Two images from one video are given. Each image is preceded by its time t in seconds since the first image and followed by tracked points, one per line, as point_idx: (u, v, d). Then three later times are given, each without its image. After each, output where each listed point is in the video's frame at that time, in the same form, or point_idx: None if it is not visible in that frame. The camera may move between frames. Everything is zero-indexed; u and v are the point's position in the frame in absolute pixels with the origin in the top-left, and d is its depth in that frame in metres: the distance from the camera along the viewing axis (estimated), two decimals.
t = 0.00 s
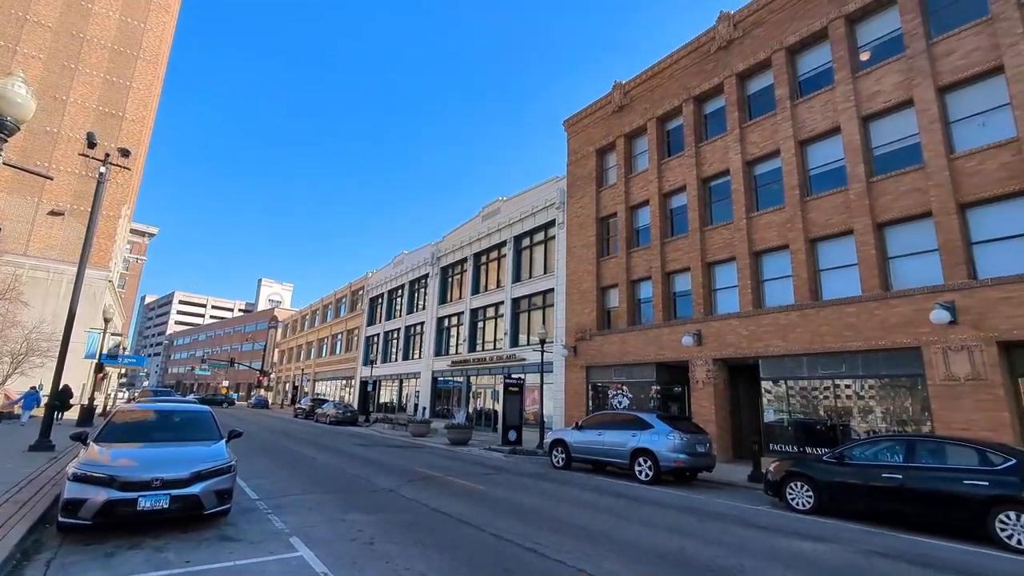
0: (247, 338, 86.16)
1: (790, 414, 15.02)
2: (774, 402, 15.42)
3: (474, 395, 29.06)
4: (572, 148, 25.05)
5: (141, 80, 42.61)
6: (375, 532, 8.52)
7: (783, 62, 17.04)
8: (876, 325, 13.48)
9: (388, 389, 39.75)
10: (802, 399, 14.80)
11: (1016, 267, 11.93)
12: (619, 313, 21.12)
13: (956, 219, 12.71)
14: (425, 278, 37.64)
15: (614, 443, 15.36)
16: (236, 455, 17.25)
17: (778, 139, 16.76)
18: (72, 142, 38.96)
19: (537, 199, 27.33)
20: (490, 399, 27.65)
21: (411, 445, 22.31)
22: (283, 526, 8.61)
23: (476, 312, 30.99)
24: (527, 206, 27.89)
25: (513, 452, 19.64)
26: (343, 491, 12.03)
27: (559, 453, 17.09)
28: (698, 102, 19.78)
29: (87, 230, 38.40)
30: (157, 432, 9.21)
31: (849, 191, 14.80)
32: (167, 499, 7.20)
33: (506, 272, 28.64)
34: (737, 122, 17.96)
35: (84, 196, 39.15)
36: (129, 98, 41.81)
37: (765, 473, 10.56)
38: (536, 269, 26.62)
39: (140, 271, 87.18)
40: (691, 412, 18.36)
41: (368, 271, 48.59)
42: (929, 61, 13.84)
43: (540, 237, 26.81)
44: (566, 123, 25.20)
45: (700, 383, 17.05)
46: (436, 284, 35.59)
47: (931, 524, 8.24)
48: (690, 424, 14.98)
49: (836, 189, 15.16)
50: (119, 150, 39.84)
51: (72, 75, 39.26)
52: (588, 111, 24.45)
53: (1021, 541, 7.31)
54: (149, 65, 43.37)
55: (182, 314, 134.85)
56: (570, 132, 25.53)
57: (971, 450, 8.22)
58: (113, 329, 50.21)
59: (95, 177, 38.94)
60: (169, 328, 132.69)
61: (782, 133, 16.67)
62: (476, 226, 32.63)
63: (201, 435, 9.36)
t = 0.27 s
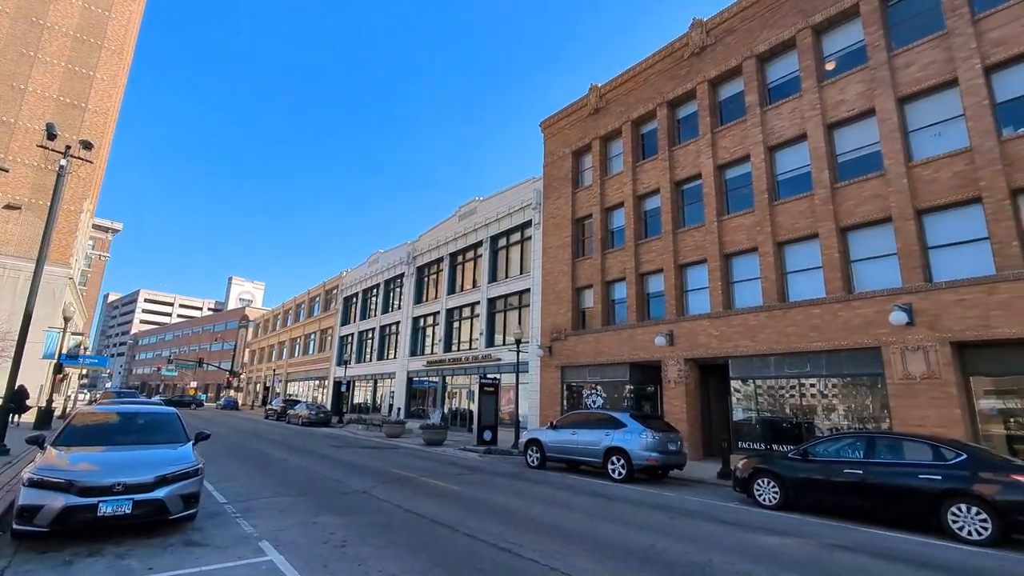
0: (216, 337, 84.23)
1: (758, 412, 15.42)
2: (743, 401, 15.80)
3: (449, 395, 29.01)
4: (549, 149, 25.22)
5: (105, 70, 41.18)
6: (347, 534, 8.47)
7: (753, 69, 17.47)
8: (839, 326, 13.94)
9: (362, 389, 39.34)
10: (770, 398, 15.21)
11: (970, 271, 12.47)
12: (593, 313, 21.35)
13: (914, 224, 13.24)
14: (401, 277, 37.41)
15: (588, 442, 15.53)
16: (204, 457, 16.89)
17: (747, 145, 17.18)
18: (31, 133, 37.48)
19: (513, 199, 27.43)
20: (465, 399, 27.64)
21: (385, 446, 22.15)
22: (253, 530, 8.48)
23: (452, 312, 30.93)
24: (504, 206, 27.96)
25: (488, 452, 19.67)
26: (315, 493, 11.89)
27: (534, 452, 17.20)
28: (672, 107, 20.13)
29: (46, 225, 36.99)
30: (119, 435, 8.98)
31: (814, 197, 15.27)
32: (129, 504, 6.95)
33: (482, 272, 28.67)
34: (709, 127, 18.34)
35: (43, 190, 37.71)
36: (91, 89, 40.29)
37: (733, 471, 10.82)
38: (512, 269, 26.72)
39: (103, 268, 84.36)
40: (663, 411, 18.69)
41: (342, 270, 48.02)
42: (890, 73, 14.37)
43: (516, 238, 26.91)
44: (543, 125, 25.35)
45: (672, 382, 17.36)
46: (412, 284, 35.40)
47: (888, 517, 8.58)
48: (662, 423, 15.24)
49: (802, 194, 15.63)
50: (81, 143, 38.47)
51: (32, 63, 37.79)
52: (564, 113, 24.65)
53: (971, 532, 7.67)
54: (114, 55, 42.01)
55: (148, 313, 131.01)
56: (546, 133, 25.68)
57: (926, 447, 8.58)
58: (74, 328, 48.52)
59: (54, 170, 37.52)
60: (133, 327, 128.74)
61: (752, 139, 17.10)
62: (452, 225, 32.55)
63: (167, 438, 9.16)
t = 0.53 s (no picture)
0: (184, 337, 82.10)
1: (728, 411, 15.77)
2: (713, 400, 16.14)
3: (424, 396, 28.88)
4: (525, 150, 25.34)
5: (66, 59, 39.77)
6: (318, 537, 8.41)
7: (724, 76, 17.86)
8: (805, 327, 14.37)
9: (336, 390, 38.85)
10: (739, 397, 15.58)
11: (926, 275, 12.99)
12: (569, 313, 21.54)
13: (875, 229, 13.73)
14: (376, 276, 37.09)
15: (562, 441, 15.68)
16: (170, 460, 16.49)
17: (719, 150, 17.57)
18: None
19: (490, 199, 27.46)
20: (441, 399, 27.56)
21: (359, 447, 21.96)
22: (220, 535, 8.34)
23: (428, 312, 30.80)
24: (480, 206, 27.97)
25: (463, 452, 19.66)
26: (285, 496, 11.74)
27: (509, 452, 17.26)
28: (647, 111, 20.44)
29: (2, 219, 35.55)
30: (80, 439, 8.71)
31: (782, 201, 15.71)
32: (89, 509, 6.75)
33: (458, 272, 28.63)
34: (683, 131, 18.69)
35: None
36: (52, 78, 38.85)
37: (703, 468, 11.05)
38: (488, 269, 26.75)
39: (64, 265, 81.40)
40: (636, 410, 18.95)
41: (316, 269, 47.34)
42: (854, 83, 14.88)
43: (493, 238, 26.96)
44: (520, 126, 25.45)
45: (644, 382, 17.63)
46: (387, 283, 35.12)
47: (848, 512, 8.91)
48: (635, 422, 15.47)
49: (771, 199, 16.06)
50: (41, 134, 37.05)
51: None
52: (541, 115, 24.80)
53: (925, 525, 8.02)
54: (76, 43, 40.59)
55: (112, 311, 126.90)
56: (523, 134, 25.79)
57: (884, 443, 8.92)
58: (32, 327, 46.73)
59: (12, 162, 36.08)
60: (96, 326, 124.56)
61: (723, 144, 17.50)
62: (428, 225, 32.40)
63: (131, 441, 8.94)
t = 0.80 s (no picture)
0: (148, 336, 79.65)
1: (697, 411, 16.11)
2: (683, 399, 16.45)
3: (398, 396, 28.66)
4: (502, 150, 25.40)
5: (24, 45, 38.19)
6: (287, 540, 8.31)
7: (697, 82, 18.22)
8: (771, 329, 14.78)
9: (307, 390, 38.23)
10: (708, 396, 15.91)
11: (885, 279, 13.50)
12: (543, 314, 21.66)
13: (838, 234, 14.21)
14: (350, 275, 36.65)
15: (535, 441, 15.77)
16: (132, 463, 16.01)
17: (691, 155, 17.92)
18: None
19: (465, 199, 27.41)
20: (415, 399, 27.38)
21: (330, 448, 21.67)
22: (184, 540, 8.16)
23: (402, 311, 30.58)
24: (456, 206, 27.91)
25: (437, 452, 19.58)
26: (253, 499, 11.54)
27: (482, 452, 17.27)
28: (622, 114, 20.69)
29: None
30: (35, 441, 8.40)
31: (751, 206, 16.11)
32: (44, 514, 6.53)
33: (433, 271, 28.50)
34: (656, 135, 18.99)
35: None
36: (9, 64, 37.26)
37: (673, 466, 11.26)
38: (464, 269, 26.71)
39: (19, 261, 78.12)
40: (609, 410, 19.18)
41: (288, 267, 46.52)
42: (819, 92, 15.36)
43: (468, 238, 26.93)
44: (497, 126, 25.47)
45: (617, 382, 17.86)
46: (361, 282, 34.73)
47: (810, 507, 9.21)
48: (607, 421, 15.66)
49: (740, 203, 16.45)
50: None
51: None
52: (518, 115, 24.89)
53: (881, 519, 8.36)
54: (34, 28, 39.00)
55: (72, 309, 122.33)
56: (500, 134, 25.82)
57: (845, 440, 9.24)
58: None
59: None
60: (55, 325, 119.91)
61: (694, 149, 17.86)
62: (403, 224, 32.16)
63: (90, 444, 8.67)
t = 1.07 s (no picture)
0: (108, 334, 76.91)
1: (666, 410, 16.42)
2: (653, 399, 16.74)
3: (370, 396, 28.36)
4: (477, 150, 25.41)
5: None
6: (251, 544, 8.18)
7: (668, 88, 18.56)
8: (738, 331, 15.16)
9: (276, 390, 37.50)
10: (677, 397, 16.23)
11: (845, 283, 13.99)
12: (516, 314, 21.75)
13: (801, 239, 14.68)
14: (321, 274, 36.12)
15: (507, 441, 15.83)
16: (89, 466, 15.46)
17: (662, 159, 18.25)
18: None
19: (440, 198, 27.32)
20: (386, 399, 27.15)
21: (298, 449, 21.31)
22: (142, 545, 7.96)
23: (375, 310, 30.28)
24: (430, 205, 27.78)
25: (408, 453, 19.47)
26: (217, 502, 11.29)
27: (454, 452, 17.24)
28: (596, 117, 20.93)
29: None
30: None
31: (719, 211, 16.50)
32: None
33: (407, 271, 28.32)
34: (629, 139, 19.28)
35: None
36: None
37: (642, 466, 11.45)
38: (437, 268, 26.61)
39: None
40: (580, 410, 19.38)
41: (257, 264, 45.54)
42: (785, 102, 15.83)
43: (442, 237, 26.85)
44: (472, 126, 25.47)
45: (589, 382, 18.06)
46: (333, 280, 34.26)
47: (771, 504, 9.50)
48: (578, 421, 15.83)
49: (709, 208, 16.83)
50: None
51: None
52: (493, 116, 24.93)
53: (838, 514, 8.68)
54: None
55: (26, 306, 117.24)
56: (475, 134, 25.82)
57: (805, 439, 9.54)
58: None
59: None
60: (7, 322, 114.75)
61: (666, 154, 18.20)
62: (377, 222, 31.86)
63: (43, 446, 8.36)
